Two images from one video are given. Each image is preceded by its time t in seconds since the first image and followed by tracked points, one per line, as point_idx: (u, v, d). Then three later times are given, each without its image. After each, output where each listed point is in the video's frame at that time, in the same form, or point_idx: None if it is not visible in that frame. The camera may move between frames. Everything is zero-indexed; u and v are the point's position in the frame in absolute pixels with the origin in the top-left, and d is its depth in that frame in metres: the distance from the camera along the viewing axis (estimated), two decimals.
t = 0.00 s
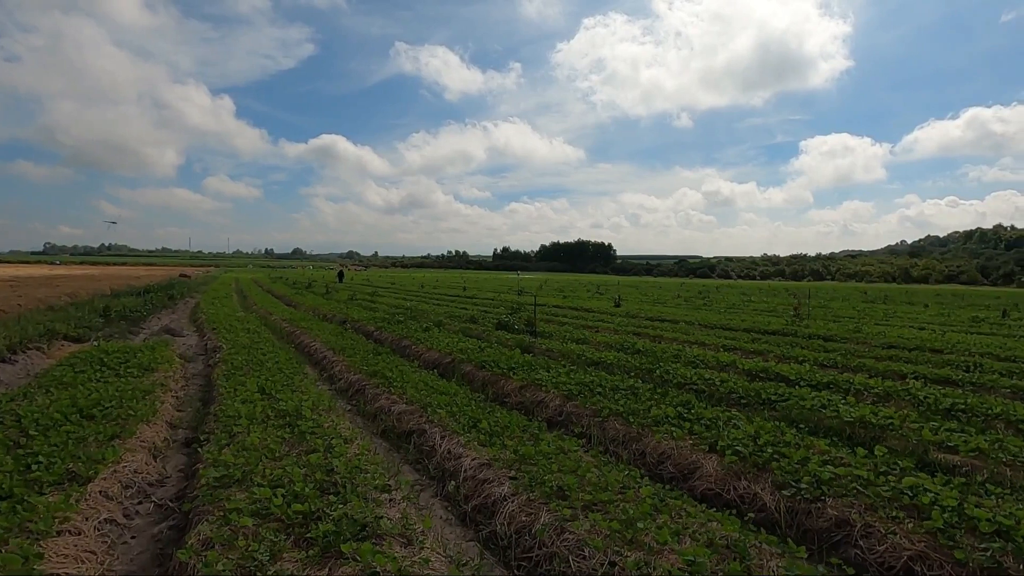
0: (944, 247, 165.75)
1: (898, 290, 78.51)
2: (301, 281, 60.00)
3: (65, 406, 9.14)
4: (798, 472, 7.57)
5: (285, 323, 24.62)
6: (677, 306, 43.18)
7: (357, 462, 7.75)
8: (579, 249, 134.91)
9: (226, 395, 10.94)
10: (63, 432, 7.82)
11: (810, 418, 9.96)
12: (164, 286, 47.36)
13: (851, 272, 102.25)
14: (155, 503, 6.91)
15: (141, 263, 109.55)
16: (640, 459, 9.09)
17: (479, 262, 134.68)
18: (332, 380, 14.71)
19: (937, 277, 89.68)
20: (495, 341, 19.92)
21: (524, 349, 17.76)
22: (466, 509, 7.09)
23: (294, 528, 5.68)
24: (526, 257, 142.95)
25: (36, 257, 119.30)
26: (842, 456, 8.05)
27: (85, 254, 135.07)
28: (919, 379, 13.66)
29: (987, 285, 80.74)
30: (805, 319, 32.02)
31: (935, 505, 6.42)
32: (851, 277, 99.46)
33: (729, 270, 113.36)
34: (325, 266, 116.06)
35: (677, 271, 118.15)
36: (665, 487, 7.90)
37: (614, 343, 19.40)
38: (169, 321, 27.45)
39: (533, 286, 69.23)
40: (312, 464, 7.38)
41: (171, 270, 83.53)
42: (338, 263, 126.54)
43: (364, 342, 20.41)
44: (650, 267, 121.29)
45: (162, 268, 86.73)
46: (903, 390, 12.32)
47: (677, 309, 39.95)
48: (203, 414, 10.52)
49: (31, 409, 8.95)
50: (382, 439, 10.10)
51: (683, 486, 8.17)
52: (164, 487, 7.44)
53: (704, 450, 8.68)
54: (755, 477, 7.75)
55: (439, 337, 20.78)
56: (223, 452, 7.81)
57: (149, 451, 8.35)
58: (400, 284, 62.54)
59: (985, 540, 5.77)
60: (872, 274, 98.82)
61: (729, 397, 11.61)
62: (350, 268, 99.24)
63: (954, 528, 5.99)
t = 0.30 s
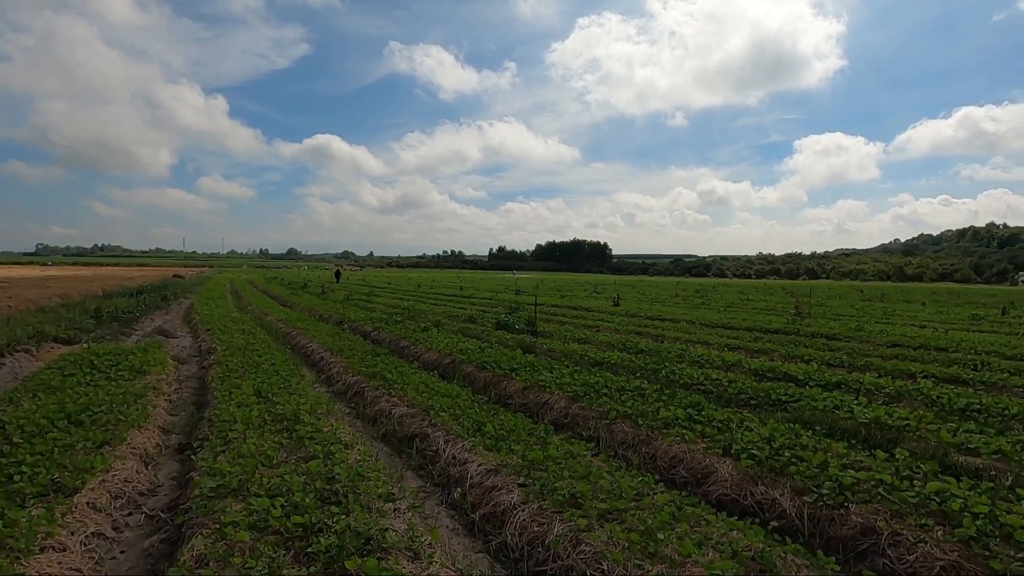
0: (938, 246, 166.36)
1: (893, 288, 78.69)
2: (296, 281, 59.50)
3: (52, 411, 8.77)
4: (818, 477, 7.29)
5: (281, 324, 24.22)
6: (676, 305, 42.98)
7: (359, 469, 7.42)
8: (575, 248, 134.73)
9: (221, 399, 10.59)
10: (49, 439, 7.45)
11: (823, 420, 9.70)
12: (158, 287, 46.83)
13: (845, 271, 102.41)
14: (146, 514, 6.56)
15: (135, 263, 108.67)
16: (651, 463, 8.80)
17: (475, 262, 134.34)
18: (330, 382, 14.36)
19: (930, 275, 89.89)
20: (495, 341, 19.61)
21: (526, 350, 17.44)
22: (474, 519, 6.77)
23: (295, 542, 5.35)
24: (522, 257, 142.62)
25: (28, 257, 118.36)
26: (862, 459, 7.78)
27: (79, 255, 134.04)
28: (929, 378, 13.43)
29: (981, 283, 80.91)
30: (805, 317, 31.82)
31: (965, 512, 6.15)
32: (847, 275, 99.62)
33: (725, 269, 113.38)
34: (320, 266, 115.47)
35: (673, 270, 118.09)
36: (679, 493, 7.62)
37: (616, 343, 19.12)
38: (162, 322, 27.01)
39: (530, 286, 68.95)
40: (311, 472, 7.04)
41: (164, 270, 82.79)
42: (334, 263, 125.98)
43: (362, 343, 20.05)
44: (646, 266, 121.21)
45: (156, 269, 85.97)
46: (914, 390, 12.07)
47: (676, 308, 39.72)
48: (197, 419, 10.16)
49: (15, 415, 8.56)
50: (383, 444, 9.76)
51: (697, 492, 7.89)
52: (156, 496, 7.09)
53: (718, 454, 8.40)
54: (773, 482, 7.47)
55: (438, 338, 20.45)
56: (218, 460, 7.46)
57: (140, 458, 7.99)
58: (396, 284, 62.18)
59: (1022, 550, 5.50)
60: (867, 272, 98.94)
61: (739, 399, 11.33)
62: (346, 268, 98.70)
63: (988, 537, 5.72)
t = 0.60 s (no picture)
0: (935, 245, 166.72)
1: (891, 287, 78.69)
2: (294, 282, 59.05)
3: (43, 419, 8.36)
4: (849, 487, 6.97)
5: (280, 326, 23.81)
6: (677, 305, 42.69)
7: (368, 480, 7.05)
8: (573, 249, 134.52)
9: (221, 405, 10.20)
10: (40, 450, 7.06)
11: (846, 425, 9.36)
12: (155, 288, 46.32)
13: (843, 270, 102.32)
14: (143, 530, 6.19)
15: (131, 265, 107.96)
16: (671, 471, 8.45)
17: (474, 262, 133.94)
18: (332, 385, 13.98)
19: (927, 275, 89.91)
20: (498, 343, 19.27)
21: (531, 352, 17.09)
22: (491, 533, 6.42)
23: (305, 564, 5.00)
24: (520, 257, 142.40)
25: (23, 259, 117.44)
26: (893, 467, 7.45)
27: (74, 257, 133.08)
28: (946, 380, 13.11)
29: (978, 283, 80.94)
30: (809, 317, 31.53)
31: (1012, 526, 5.83)
32: (845, 275, 99.58)
33: (723, 269, 113.23)
34: (317, 267, 114.91)
35: (671, 270, 117.90)
36: (704, 504, 7.27)
37: (622, 344, 18.80)
38: (159, 325, 26.58)
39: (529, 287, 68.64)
40: (318, 485, 6.67)
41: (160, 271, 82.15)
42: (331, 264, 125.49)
43: (364, 345, 19.67)
44: (645, 266, 121.01)
45: (152, 270, 85.37)
46: (935, 392, 11.74)
47: (678, 308, 39.42)
48: (196, 426, 9.77)
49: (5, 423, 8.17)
50: (390, 451, 9.39)
51: (722, 501, 7.54)
52: (153, 510, 6.71)
53: (741, 461, 8.06)
54: (802, 491, 7.13)
55: (441, 339, 20.09)
56: (220, 471, 7.08)
57: (137, 470, 7.60)
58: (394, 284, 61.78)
59: None
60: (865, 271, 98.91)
61: (756, 403, 10.99)
62: (343, 269, 98.16)
63: None
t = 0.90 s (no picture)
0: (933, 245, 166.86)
1: (890, 287, 78.55)
2: (292, 284, 58.59)
3: (33, 432, 7.98)
4: (882, 502, 6.63)
5: (279, 328, 23.42)
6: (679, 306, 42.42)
7: (377, 497, 6.69)
8: (571, 249, 134.27)
9: (220, 415, 9.82)
10: (29, 468, 6.68)
11: (871, 436, 9.01)
12: (152, 291, 45.84)
13: (842, 271, 102.20)
14: (137, 553, 5.82)
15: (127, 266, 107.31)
16: (690, 484, 8.10)
17: (472, 263, 133.59)
18: (335, 391, 13.61)
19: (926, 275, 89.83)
20: (502, 346, 18.92)
21: (536, 356, 16.74)
22: (507, 556, 6.07)
23: None
24: (518, 258, 142.09)
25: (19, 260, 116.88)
26: (926, 481, 7.12)
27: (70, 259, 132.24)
28: (965, 385, 12.75)
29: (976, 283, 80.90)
30: (813, 318, 31.25)
31: None
32: (845, 275, 99.41)
33: (722, 270, 113.03)
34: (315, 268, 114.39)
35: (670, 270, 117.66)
36: (729, 521, 6.93)
37: (629, 348, 18.46)
38: (155, 328, 26.16)
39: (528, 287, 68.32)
40: (324, 504, 6.30)
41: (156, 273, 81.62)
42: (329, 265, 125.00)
43: (365, 348, 19.30)
44: (644, 267, 120.69)
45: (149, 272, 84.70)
46: (957, 398, 11.38)
47: (680, 309, 39.12)
48: (194, 436, 9.38)
49: None
50: (397, 463, 9.03)
51: (747, 518, 7.20)
52: (149, 531, 6.33)
53: (765, 474, 7.71)
54: (832, 507, 6.80)
55: (443, 343, 19.73)
56: (220, 487, 6.72)
57: (132, 485, 7.22)
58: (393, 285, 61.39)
59: None
60: (864, 271, 98.80)
61: (773, 410, 10.65)
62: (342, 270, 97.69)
63: None
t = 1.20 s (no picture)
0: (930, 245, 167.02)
1: (888, 287, 78.43)
2: (291, 283, 58.16)
3: (24, 438, 7.66)
4: (914, 512, 6.35)
5: (279, 328, 23.12)
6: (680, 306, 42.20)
7: (385, 507, 6.39)
8: (570, 249, 134.05)
9: (219, 418, 9.50)
10: (19, 477, 6.37)
11: (892, 440, 8.73)
12: (149, 291, 45.46)
13: (841, 270, 102.14)
14: (133, 568, 5.51)
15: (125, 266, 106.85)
16: (709, 491, 7.81)
17: (471, 263, 133.31)
18: (337, 393, 13.31)
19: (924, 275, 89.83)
20: (505, 347, 18.63)
21: (541, 358, 16.45)
22: (524, 570, 5.79)
23: None
24: (517, 257, 141.84)
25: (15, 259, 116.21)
26: (957, 489, 6.84)
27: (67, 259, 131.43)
28: (981, 387, 12.49)
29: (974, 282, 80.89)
30: (816, 318, 31.04)
31: None
32: (844, 274, 99.35)
33: (721, 269, 112.86)
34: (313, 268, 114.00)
35: (669, 270, 117.45)
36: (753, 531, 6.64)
37: (633, 348, 18.20)
38: (153, 329, 25.82)
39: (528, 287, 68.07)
40: (330, 515, 6.02)
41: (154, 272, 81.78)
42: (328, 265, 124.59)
43: (366, 349, 19.01)
44: (643, 267, 120.47)
45: (146, 271, 84.14)
46: (975, 401, 11.11)
47: (681, 309, 38.87)
48: (194, 441, 9.07)
49: None
50: (403, 469, 8.72)
51: (770, 527, 6.91)
52: (145, 543, 6.03)
53: (787, 481, 7.42)
54: (860, 517, 6.51)
55: (446, 343, 19.44)
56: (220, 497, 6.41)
57: (129, 494, 6.90)
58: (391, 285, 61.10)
59: None
60: (862, 271, 98.73)
61: (789, 414, 10.37)
62: (340, 269, 97.31)
63: None
